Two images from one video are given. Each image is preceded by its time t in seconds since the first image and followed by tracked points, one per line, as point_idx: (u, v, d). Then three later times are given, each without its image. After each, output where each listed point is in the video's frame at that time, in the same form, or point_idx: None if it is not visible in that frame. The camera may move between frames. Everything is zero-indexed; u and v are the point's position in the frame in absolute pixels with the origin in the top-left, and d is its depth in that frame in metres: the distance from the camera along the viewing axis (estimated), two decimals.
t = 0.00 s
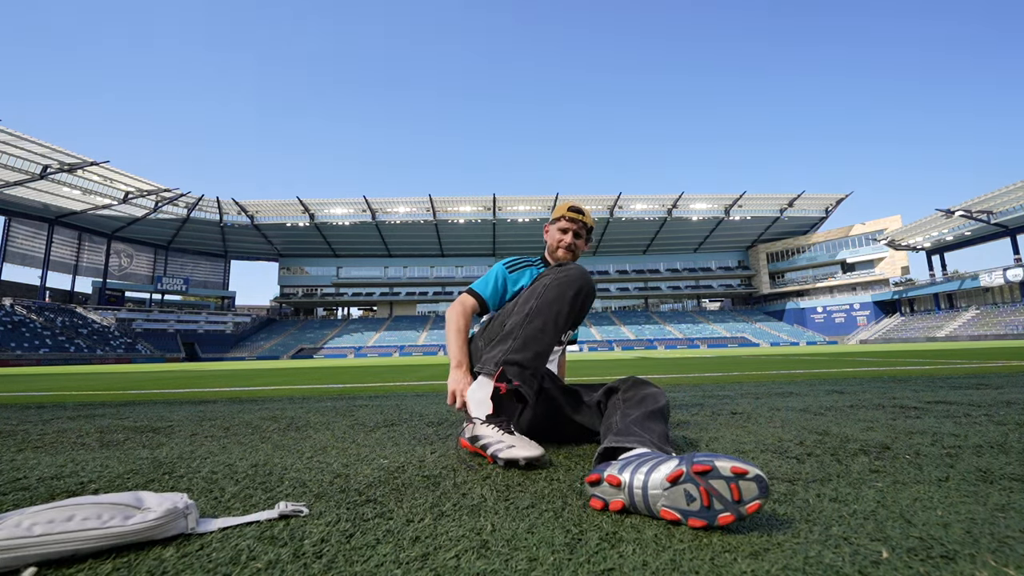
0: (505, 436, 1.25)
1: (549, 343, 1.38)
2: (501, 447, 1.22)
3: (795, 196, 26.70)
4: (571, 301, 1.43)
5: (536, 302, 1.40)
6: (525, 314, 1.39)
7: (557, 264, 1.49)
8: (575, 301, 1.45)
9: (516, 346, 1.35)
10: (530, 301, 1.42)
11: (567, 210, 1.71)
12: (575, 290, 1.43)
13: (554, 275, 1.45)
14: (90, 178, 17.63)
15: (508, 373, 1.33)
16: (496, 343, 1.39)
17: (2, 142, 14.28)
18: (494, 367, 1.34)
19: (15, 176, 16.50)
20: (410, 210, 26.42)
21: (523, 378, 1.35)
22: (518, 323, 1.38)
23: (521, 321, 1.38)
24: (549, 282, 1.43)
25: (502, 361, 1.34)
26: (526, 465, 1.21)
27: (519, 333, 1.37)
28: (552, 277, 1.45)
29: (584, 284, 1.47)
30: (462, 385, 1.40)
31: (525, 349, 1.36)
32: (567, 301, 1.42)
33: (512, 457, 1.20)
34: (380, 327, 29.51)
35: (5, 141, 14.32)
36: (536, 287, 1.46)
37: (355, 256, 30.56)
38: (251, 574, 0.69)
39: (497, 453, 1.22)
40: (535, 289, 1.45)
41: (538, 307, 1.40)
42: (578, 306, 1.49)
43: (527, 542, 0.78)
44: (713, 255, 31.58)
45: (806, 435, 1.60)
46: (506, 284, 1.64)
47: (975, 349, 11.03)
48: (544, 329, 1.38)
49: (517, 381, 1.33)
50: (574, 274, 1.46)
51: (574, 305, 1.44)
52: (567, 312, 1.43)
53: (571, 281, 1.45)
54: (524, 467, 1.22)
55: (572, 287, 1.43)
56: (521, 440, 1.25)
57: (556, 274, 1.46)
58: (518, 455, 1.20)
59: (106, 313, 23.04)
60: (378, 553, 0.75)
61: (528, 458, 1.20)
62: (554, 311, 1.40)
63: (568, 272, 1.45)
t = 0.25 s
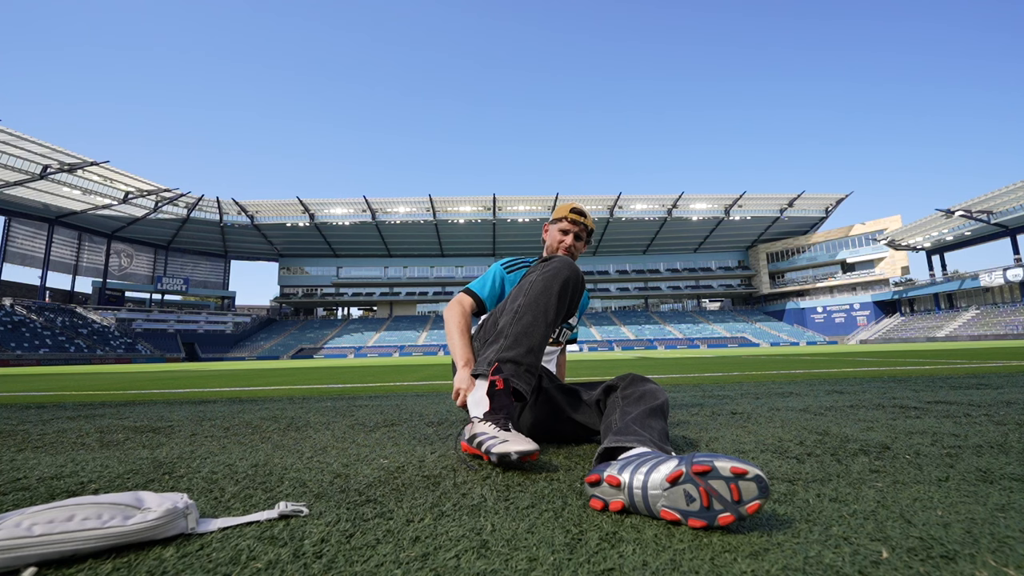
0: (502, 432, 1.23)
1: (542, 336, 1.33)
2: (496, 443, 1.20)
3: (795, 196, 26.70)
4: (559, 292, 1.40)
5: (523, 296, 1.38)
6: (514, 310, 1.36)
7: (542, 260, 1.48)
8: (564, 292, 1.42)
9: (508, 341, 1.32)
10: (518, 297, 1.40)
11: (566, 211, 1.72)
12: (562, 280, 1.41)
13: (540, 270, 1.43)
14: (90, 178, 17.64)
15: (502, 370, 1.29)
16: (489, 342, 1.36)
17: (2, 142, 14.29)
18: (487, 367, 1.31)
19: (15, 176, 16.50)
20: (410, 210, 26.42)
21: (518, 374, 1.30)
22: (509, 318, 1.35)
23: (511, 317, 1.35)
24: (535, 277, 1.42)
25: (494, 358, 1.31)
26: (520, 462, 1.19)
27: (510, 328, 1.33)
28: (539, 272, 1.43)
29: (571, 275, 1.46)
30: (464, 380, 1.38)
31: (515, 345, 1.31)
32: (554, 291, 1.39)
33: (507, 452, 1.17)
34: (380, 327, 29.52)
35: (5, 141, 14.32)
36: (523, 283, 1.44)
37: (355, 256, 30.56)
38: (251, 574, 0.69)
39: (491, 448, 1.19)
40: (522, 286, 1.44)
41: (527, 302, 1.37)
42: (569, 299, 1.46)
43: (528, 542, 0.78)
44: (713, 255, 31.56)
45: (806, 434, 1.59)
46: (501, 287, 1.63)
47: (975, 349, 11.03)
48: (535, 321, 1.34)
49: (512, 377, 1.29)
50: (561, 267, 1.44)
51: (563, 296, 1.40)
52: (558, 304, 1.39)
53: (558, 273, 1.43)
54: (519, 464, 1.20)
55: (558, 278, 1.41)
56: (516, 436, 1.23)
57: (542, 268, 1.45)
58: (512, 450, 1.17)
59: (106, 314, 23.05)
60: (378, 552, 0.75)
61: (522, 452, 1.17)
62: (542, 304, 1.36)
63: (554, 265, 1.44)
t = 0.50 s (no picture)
0: (504, 440, 1.22)
1: (538, 340, 1.32)
2: (499, 452, 1.20)
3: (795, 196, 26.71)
4: (555, 294, 1.38)
5: (518, 300, 1.37)
6: (508, 315, 1.35)
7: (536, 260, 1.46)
8: (559, 293, 1.40)
9: (504, 346, 1.31)
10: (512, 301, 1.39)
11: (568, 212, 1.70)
12: (557, 281, 1.39)
13: (534, 272, 1.42)
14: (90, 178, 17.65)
15: (499, 374, 1.28)
16: (485, 348, 1.35)
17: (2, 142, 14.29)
18: (485, 374, 1.30)
19: (15, 176, 16.51)
20: (410, 210, 26.41)
21: (516, 381, 1.30)
22: (504, 323, 1.34)
23: (506, 321, 1.34)
24: (529, 280, 1.41)
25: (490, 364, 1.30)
26: (524, 468, 1.19)
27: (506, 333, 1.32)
28: (532, 274, 1.42)
29: (567, 274, 1.44)
30: (463, 383, 1.38)
31: (512, 351, 1.30)
32: (550, 293, 1.38)
33: (510, 461, 1.17)
34: (380, 327, 29.54)
35: (6, 141, 14.33)
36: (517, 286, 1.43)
37: (355, 256, 30.57)
38: (251, 574, 0.69)
39: (494, 457, 1.19)
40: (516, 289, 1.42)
41: (521, 306, 1.36)
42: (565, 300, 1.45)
43: (527, 542, 0.78)
44: (713, 255, 31.57)
45: (806, 434, 1.59)
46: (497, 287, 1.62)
47: (975, 349, 11.03)
48: (531, 325, 1.33)
49: (509, 382, 1.28)
50: (556, 266, 1.42)
51: (558, 297, 1.39)
52: (553, 306, 1.38)
53: (552, 273, 1.41)
54: (523, 471, 1.20)
55: (553, 279, 1.39)
56: (519, 444, 1.22)
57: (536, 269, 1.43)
58: (515, 459, 1.17)
59: (106, 314, 23.05)
60: (378, 553, 0.75)
61: (527, 461, 1.17)
62: (537, 307, 1.35)
63: (549, 265, 1.42)
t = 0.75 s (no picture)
0: (506, 441, 1.23)
1: (534, 340, 1.32)
2: (501, 453, 1.20)
3: (795, 196, 26.71)
4: (549, 289, 1.38)
5: (510, 299, 1.36)
6: (501, 315, 1.34)
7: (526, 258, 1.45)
8: (553, 291, 1.39)
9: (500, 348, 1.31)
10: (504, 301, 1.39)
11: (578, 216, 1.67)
12: (548, 278, 1.39)
13: (523, 271, 1.41)
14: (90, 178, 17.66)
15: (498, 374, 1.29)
16: (481, 351, 1.35)
17: (2, 142, 14.29)
18: (484, 378, 1.30)
19: (15, 176, 16.51)
20: (410, 210, 26.41)
21: (514, 384, 1.30)
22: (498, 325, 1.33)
23: (499, 323, 1.33)
24: (520, 278, 1.40)
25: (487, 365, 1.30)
26: (528, 469, 1.19)
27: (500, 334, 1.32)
28: (523, 271, 1.41)
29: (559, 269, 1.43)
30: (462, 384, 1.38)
31: (508, 352, 1.30)
32: (543, 290, 1.36)
33: (514, 462, 1.18)
34: (380, 327, 29.55)
35: (6, 141, 14.33)
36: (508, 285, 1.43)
37: (355, 256, 30.58)
38: (251, 574, 0.69)
39: (498, 458, 1.19)
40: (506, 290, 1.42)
41: (515, 306, 1.35)
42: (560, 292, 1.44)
43: (527, 542, 0.78)
44: (713, 255, 31.58)
45: (806, 434, 1.60)
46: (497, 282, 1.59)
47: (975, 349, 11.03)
48: (524, 323, 1.33)
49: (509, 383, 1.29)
50: (545, 262, 1.41)
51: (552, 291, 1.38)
52: (547, 305, 1.37)
53: (544, 271, 1.39)
54: (528, 471, 1.20)
55: (545, 274, 1.38)
56: (522, 444, 1.23)
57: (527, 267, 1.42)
58: (520, 460, 1.18)
59: (106, 314, 23.05)
60: (377, 553, 0.75)
61: (531, 461, 1.17)
62: (529, 305, 1.34)
63: (538, 260, 1.41)
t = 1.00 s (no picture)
0: (506, 443, 1.22)
1: (531, 343, 1.32)
2: (501, 456, 1.20)
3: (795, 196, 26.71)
4: (546, 289, 1.37)
5: (507, 301, 1.36)
6: (497, 317, 1.34)
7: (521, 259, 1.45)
8: (549, 292, 1.39)
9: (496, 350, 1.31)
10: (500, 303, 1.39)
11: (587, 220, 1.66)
12: (545, 277, 1.38)
13: (520, 271, 1.41)
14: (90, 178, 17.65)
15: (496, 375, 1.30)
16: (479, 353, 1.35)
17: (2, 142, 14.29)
18: (482, 381, 1.30)
19: (15, 176, 16.50)
20: (410, 210, 26.42)
21: (512, 386, 1.30)
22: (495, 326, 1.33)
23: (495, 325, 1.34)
24: (515, 279, 1.40)
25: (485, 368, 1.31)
26: (528, 470, 1.19)
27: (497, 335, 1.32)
28: (519, 272, 1.41)
29: (556, 268, 1.43)
30: (460, 385, 1.38)
31: (506, 355, 1.30)
32: (541, 289, 1.37)
33: (513, 464, 1.17)
34: (380, 327, 29.55)
35: (6, 141, 14.33)
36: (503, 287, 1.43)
37: (355, 256, 30.58)
38: (251, 574, 0.69)
39: (498, 461, 1.19)
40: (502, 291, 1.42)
41: (513, 308, 1.34)
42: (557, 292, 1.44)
43: (528, 542, 0.78)
44: (713, 255, 31.58)
45: (805, 434, 1.60)
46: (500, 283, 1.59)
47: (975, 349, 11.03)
48: (521, 324, 1.33)
49: (507, 384, 1.29)
50: (541, 262, 1.41)
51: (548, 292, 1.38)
52: (544, 305, 1.37)
53: (540, 271, 1.39)
54: (528, 472, 1.19)
55: (541, 275, 1.38)
56: (522, 446, 1.23)
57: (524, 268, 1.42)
58: (520, 462, 1.17)
59: (106, 314, 23.06)
60: (378, 553, 0.75)
61: (532, 464, 1.18)
62: (526, 306, 1.34)
63: (534, 261, 1.41)
